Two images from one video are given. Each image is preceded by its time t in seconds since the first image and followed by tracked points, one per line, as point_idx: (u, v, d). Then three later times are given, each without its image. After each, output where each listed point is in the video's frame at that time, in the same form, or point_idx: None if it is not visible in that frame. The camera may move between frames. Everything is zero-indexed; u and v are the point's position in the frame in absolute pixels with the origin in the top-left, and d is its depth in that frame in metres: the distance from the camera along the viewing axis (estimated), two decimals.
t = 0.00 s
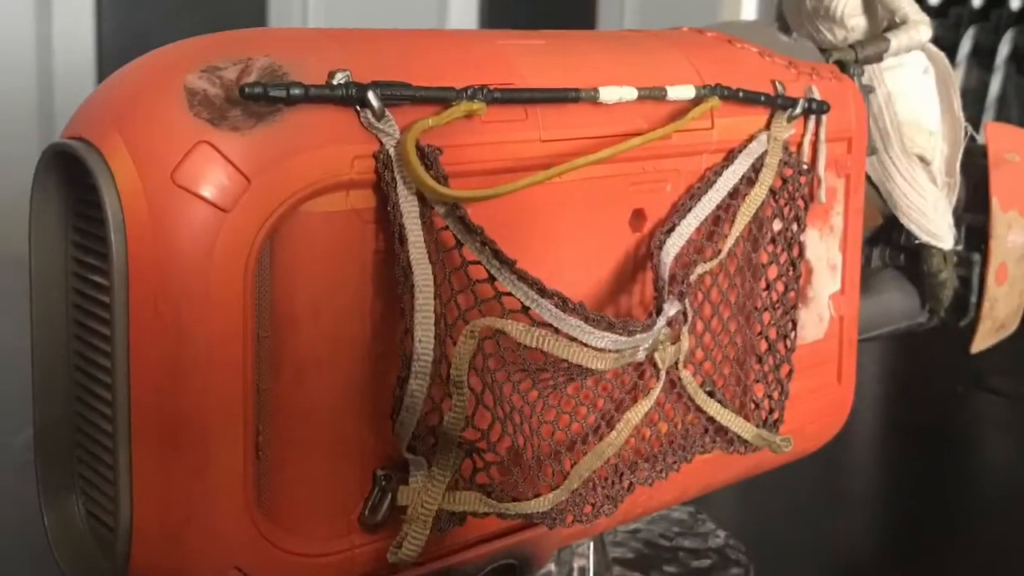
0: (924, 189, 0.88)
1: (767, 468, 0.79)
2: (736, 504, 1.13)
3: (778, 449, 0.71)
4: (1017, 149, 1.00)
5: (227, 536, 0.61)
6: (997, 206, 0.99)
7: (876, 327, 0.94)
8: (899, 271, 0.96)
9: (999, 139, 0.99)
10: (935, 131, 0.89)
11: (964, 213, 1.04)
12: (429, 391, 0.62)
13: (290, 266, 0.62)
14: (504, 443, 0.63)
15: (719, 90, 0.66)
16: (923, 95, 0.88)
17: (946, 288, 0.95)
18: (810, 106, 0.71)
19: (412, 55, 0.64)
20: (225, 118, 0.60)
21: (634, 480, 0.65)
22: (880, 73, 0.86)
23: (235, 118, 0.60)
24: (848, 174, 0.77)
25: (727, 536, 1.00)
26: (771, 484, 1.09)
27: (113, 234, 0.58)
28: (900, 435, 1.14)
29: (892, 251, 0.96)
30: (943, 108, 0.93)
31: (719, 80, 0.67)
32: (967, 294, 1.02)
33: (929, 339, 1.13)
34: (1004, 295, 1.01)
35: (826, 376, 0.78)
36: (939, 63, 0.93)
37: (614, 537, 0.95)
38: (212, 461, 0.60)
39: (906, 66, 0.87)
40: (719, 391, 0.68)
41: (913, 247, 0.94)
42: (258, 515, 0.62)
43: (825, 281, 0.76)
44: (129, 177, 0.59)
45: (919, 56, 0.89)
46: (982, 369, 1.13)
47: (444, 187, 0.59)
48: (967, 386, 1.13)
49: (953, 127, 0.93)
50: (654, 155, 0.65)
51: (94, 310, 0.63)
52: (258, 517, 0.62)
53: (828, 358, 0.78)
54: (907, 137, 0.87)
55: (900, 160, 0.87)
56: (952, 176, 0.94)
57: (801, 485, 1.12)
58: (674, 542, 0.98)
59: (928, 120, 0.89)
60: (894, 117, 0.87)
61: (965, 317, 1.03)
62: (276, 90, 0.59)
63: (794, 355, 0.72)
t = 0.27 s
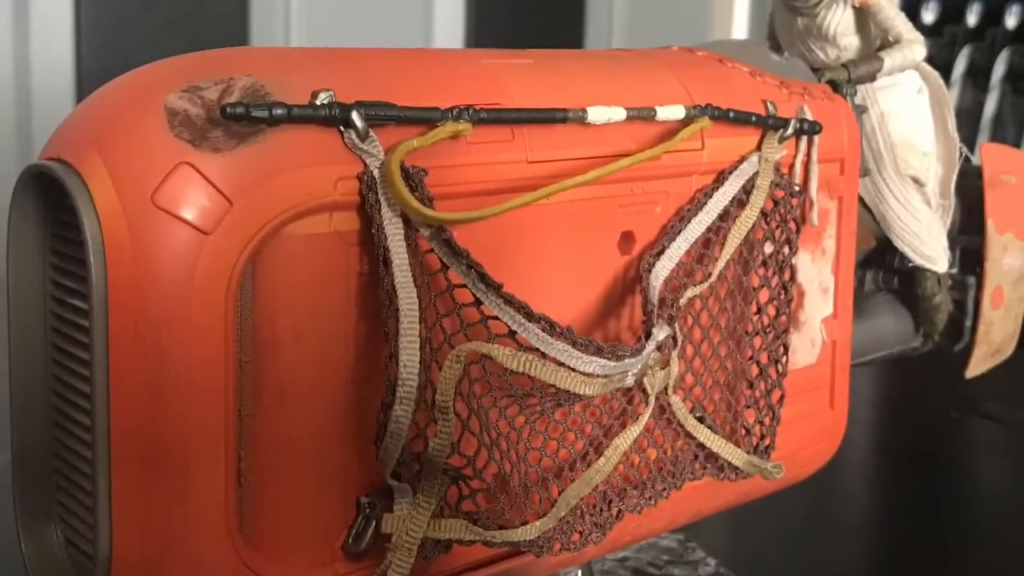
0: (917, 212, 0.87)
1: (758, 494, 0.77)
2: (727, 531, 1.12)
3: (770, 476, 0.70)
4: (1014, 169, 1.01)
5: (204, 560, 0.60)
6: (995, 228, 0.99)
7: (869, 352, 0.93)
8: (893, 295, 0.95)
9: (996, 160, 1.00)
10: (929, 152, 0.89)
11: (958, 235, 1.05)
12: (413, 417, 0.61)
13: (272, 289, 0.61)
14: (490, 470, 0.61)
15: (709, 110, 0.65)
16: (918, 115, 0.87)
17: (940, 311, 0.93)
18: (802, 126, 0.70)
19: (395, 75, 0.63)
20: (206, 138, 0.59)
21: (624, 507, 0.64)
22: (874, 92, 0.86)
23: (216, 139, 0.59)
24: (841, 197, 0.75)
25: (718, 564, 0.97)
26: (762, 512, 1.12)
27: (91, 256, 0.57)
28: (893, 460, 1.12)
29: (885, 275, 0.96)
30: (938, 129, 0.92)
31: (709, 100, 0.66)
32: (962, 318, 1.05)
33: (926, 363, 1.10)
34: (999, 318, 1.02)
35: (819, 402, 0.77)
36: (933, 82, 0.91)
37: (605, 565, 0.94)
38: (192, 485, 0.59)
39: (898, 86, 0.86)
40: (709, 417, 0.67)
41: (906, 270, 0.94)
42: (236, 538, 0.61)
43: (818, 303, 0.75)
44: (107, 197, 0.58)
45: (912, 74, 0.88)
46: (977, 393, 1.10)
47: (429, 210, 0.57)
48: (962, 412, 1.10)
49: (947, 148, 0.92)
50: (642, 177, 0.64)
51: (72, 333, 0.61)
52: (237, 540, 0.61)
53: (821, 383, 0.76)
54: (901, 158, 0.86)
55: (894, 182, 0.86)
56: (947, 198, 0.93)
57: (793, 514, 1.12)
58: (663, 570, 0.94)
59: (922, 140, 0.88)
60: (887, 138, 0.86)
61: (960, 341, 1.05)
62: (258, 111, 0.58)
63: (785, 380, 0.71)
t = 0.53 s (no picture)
0: (912, 234, 0.87)
1: (749, 521, 0.76)
2: (719, 561, 0.97)
3: (761, 503, 0.69)
4: (1009, 191, 0.98)
5: None
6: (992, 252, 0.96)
7: (862, 376, 0.92)
8: (886, 318, 0.94)
9: (992, 180, 0.98)
10: (924, 174, 0.87)
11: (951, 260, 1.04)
12: (398, 443, 0.60)
13: (254, 313, 0.60)
14: (476, 497, 0.60)
15: (700, 130, 0.64)
16: (912, 135, 0.86)
17: (934, 334, 0.92)
18: (794, 147, 0.68)
19: (380, 94, 0.62)
20: (187, 159, 0.58)
21: (612, 534, 0.63)
22: (868, 112, 0.84)
23: (198, 159, 0.58)
24: (833, 219, 0.74)
25: None
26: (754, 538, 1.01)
27: (70, 280, 0.56)
28: (888, 487, 1.09)
29: (878, 298, 0.95)
30: (931, 149, 0.91)
31: (699, 120, 0.65)
32: (957, 342, 1.01)
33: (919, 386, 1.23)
34: (994, 342, 0.97)
35: (811, 428, 0.76)
36: (928, 102, 0.90)
37: None
38: (172, 512, 0.58)
39: (893, 105, 0.85)
40: (699, 442, 0.66)
41: (900, 293, 0.92)
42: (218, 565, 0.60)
43: (810, 327, 0.74)
44: (87, 219, 0.57)
45: (906, 92, 0.86)
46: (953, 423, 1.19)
47: (414, 231, 0.56)
48: (957, 437, 1.17)
49: (941, 169, 0.91)
50: (630, 199, 0.63)
51: (50, 359, 0.61)
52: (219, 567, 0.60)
53: (814, 409, 0.75)
54: (894, 179, 0.85)
55: (887, 204, 0.86)
56: (942, 220, 0.93)
57: (786, 541, 1.01)
58: None
59: (916, 161, 0.86)
60: (881, 158, 0.85)
61: (955, 364, 1.01)
62: (241, 131, 0.57)
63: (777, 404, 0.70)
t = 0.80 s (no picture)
0: (906, 256, 0.86)
1: (739, 547, 0.75)
2: None
3: (753, 530, 0.68)
4: (1005, 213, 0.97)
5: None
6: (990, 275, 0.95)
7: (855, 402, 0.90)
8: (879, 340, 0.93)
9: (987, 203, 0.97)
10: (917, 194, 0.87)
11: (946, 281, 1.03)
12: (383, 469, 0.59)
13: (236, 337, 0.59)
14: (462, 523, 0.59)
15: (690, 151, 0.63)
16: (905, 154, 0.85)
17: (929, 358, 0.91)
18: (785, 167, 0.67)
19: (364, 114, 0.61)
20: (168, 180, 0.57)
21: (600, 561, 0.62)
22: (861, 132, 0.85)
23: (179, 180, 0.57)
24: (825, 240, 0.73)
25: None
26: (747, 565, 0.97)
27: (50, 303, 0.55)
28: (882, 511, 1.05)
29: (871, 320, 0.93)
30: (926, 171, 0.91)
31: (690, 140, 0.64)
32: (952, 366, 1.02)
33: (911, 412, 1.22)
34: (990, 366, 0.96)
35: (803, 453, 0.75)
36: (921, 122, 0.90)
37: None
38: (154, 540, 0.57)
39: (887, 124, 0.85)
40: (689, 468, 0.65)
41: (894, 316, 0.91)
42: None
43: (803, 351, 0.73)
44: (66, 240, 0.56)
45: (900, 112, 0.87)
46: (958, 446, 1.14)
47: (398, 253, 0.55)
48: (951, 462, 1.13)
49: (936, 189, 0.91)
50: (619, 220, 0.62)
51: (28, 383, 0.60)
52: None
53: (805, 433, 0.74)
54: (888, 200, 0.85)
55: (880, 225, 0.85)
56: (936, 241, 0.91)
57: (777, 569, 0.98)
58: None
59: (909, 180, 0.86)
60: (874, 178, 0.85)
61: (950, 390, 1.02)
62: (223, 151, 0.56)
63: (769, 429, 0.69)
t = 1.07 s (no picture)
0: (900, 279, 0.85)
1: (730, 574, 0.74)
2: None
3: (744, 557, 0.67)
4: (1001, 235, 0.96)
5: None
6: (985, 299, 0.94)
7: (848, 426, 0.90)
8: (873, 365, 0.93)
9: (981, 224, 0.95)
10: (911, 215, 0.87)
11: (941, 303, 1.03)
12: (368, 495, 0.58)
13: (218, 360, 0.58)
14: (448, 550, 0.58)
15: (680, 170, 0.62)
16: (900, 175, 0.85)
17: (924, 382, 0.90)
18: (777, 188, 0.66)
19: (349, 134, 0.60)
20: (149, 201, 0.56)
21: None
22: (854, 151, 0.84)
23: (161, 202, 0.56)
24: (818, 262, 0.72)
25: None
26: None
27: (30, 326, 0.54)
28: (875, 539, 1.02)
29: (864, 344, 0.94)
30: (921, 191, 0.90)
31: (680, 160, 0.63)
32: (947, 390, 1.00)
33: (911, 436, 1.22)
34: (985, 391, 0.95)
35: (795, 478, 0.73)
36: (915, 141, 0.90)
37: None
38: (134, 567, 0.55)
39: (881, 143, 0.85)
40: (679, 493, 0.64)
41: (888, 339, 0.91)
42: None
43: (795, 376, 0.72)
44: (45, 261, 0.55)
45: (894, 131, 0.86)
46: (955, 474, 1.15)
47: (383, 275, 0.54)
48: (947, 489, 1.12)
49: (931, 211, 0.90)
50: (607, 241, 0.61)
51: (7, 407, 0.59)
52: None
53: (797, 459, 0.73)
54: (881, 222, 0.84)
55: (874, 246, 0.84)
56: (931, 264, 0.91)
57: None
58: None
59: (903, 201, 0.86)
60: (867, 199, 0.84)
61: (944, 415, 1.00)
62: (205, 171, 0.55)
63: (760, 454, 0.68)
